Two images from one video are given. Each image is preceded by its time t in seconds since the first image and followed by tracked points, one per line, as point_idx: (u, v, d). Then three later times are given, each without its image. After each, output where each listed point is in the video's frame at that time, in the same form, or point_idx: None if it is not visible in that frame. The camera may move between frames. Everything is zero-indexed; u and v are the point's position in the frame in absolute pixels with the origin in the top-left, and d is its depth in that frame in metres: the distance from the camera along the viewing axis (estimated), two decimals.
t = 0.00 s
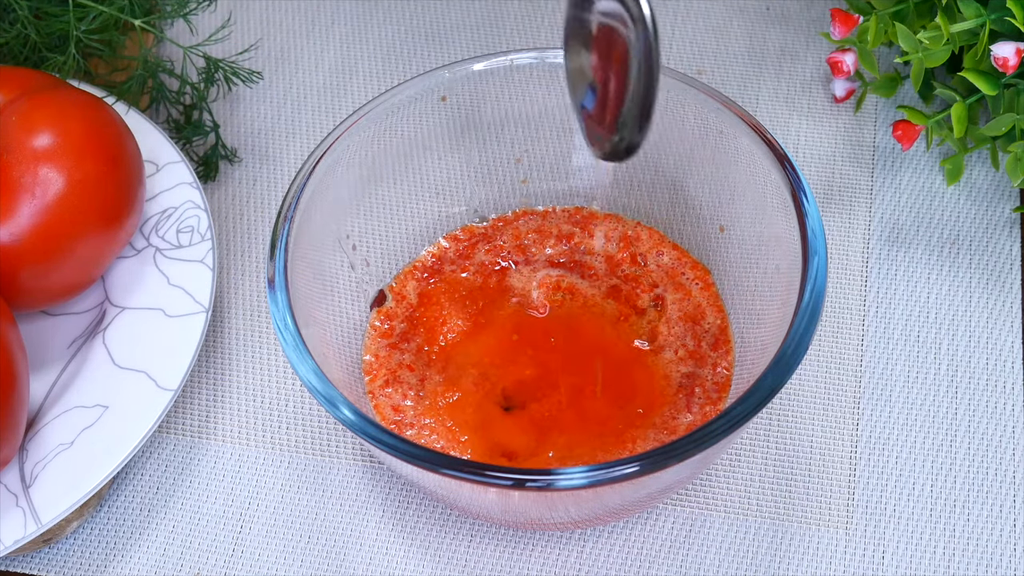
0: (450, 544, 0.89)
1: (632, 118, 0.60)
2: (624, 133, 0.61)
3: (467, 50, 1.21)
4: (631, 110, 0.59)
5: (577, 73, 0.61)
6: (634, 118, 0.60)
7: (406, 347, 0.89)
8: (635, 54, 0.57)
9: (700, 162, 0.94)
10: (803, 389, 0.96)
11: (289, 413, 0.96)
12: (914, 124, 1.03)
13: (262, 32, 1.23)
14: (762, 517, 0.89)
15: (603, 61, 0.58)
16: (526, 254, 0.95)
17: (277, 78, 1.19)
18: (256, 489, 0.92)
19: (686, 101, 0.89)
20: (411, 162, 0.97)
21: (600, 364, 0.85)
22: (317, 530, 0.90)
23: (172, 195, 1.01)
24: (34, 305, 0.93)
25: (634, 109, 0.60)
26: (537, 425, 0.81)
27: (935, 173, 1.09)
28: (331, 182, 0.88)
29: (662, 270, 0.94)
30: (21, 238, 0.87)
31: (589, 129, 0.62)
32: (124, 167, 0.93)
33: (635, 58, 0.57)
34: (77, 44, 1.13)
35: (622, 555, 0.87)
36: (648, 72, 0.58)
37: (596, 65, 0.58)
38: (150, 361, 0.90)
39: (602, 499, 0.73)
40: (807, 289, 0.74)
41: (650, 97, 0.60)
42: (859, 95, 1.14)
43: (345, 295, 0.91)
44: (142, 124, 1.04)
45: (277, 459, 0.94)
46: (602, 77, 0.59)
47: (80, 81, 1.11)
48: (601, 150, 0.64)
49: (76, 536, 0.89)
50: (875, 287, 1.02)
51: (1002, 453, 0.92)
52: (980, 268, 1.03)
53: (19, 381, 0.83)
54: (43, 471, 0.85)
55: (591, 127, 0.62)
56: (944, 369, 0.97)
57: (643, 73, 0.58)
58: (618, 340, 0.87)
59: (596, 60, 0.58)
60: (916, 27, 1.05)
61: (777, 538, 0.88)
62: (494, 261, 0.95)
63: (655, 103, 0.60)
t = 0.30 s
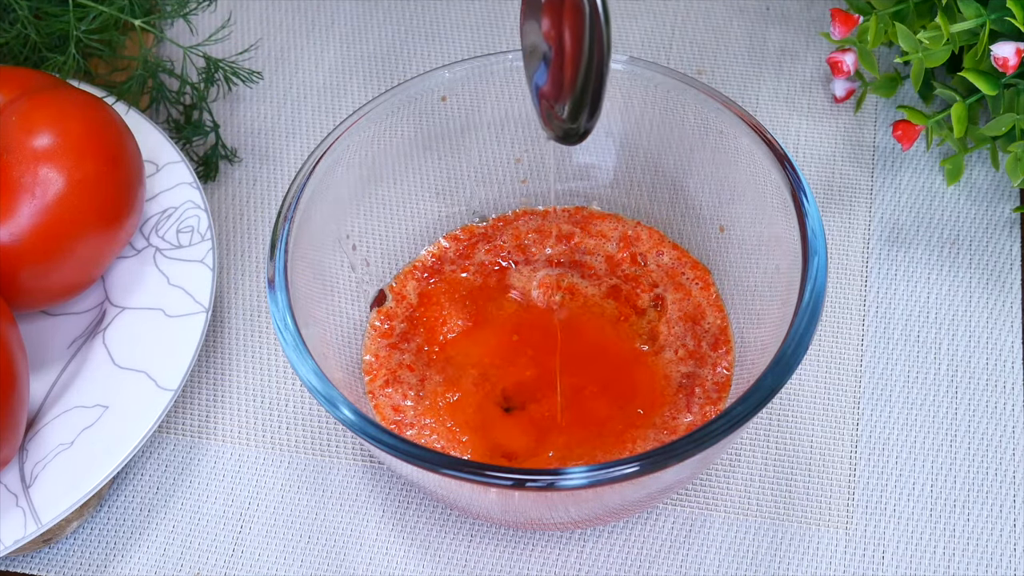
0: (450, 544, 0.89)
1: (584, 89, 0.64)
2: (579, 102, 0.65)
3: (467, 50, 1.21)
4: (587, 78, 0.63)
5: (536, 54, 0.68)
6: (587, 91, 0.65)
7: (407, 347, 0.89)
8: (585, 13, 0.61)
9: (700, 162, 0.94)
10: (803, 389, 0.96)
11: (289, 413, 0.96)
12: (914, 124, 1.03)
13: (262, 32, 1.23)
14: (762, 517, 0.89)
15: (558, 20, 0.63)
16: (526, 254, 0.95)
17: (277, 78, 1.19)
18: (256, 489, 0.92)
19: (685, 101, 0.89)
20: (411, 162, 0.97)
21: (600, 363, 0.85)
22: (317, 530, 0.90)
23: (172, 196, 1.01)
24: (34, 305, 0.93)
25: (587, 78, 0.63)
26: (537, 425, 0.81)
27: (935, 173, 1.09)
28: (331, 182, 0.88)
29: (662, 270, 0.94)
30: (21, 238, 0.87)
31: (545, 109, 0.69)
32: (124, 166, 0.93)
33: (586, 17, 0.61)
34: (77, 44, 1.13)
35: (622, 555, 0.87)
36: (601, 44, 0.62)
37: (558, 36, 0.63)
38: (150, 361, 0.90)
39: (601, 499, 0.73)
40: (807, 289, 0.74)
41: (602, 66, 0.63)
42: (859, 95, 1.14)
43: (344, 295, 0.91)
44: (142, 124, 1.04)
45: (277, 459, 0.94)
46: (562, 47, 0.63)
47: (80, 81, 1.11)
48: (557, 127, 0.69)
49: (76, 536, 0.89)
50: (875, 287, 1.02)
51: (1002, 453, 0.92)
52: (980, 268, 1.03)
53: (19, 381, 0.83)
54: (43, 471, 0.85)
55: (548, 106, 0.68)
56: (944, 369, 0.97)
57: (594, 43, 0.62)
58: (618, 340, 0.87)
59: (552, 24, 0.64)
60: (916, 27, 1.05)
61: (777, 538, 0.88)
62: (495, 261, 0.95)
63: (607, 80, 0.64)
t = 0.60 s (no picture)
0: (450, 544, 0.89)
1: (589, 98, 0.60)
2: (584, 110, 0.60)
3: (467, 50, 1.21)
4: (592, 85, 0.59)
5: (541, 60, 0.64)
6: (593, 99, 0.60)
7: (407, 346, 0.89)
8: (590, 19, 0.57)
9: (700, 162, 0.94)
10: (803, 389, 0.96)
11: (289, 413, 0.96)
12: (914, 124, 1.03)
13: (262, 32, 1.23)
14: (761, 517, 0.89)
15: (563, 27, 0.59)
16: (526, 254, 0.95)
17: (276, 78, 1.19)
18: (256, 489, 0.92)
19: (685, 101, 0.89)
20: (411, 162, 0.97)
21: (600, 363, 0.85)
22: (317, 530, 0.90)
23: (172, 196, 1.01)
24: (34, 305, 0.93)
25: (592, 84, 0.59)
26: (537, 426, 0.81)
27: (935, 173, 1.09)
28: (331, 182, 0.88)
29: (662, 270, 0.94)
30: (21, 238, 0.87)
31: (550, 115, 0.64)
32: (124, 166, 0.93)
33: (591, 24, 0.57)
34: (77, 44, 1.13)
35: (622, 555, 0.87)
36: (606, 50, 0.58)
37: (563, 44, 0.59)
38: (150, 361, 0.90)
39: (602, 499, 0.73)
40: (807, 289, 0.74)
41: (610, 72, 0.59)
42: (859, 95, 1.14)
43: (344, 294, 0.91)
44: (142, 124, 1.04)
45: (277, 459, 0.94)
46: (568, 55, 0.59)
47: (80, 81, 1.11)
48: (560, 136, 0.64)
49: (76, 536, 0.89)
50: (875, 287, 1.02)
51: (1002, 453, 0.92)
52: (980, 268, 1.03)
53: (19, 381, 0.83)
54: (43, 471, 0.85)
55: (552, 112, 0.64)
56: (944, 369, 0.97)
57: (600, 49, 0.58)
58: (618, 340, 0.87)
59: (557, 29, 0.60)
60: (916, 27, 1.05)
61: (777, 538, 0.88)
62: (495, 261, 0.95)
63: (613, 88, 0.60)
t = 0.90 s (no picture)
0: (450, 544, 0.89)
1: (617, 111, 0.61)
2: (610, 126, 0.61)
3: (467, 50, 1.21)
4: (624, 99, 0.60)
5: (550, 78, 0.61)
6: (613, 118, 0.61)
7: (407, 347, 0.89)
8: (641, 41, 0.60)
9: (700, 162, 0.94)
10: (803, 389, 0.96)
11: (289, 413, 0.96)
12: (914, 124, 1.03)
13: (262, 31, 1.23)
14: (761, 517, 0.89)
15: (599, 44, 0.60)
16: (526, 254, 0.95)
17: (276, 78, 1.19)
18: (256, 489, 0.92)
19: (685, 101, 0.89)
20: (411, 162, 0.97)
21: (600, 363, 0.85)
22: (317, 530, 0.90)
23: (172, 196, 1.01)
24: (34, 305, 0.93)
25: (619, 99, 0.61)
26: (537, 426, 0.81)
27: (935, 173, 1.09)
28: (331, 182, 0.88)
29: (662, 270, 0.94)
30: (21, 238, 0.87)
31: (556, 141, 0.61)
32: (124, 166, 0.93)
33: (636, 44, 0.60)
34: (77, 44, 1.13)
35: (622, 555, 0.87)
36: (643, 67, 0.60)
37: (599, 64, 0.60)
38: (150, 361, 0.90)
39: (602, 499, 0.73)
40: (807, 289, 0.74)
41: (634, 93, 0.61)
42: (859, 95, 1.14)
43: (345, 294, 0.91)
44: (142, 124, 1.04)
45: (277, 459, 0.94)
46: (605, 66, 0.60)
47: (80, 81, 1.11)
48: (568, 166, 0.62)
49: (76, 536, 0.89)
50: (875, 287, 1.02)
51: (1002, 453, 0.92)
52: (980, 268, 1.03)
53: (19, 381, 0.83)
54: (43, 471, 0.85)
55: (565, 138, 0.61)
56: (944, 370, 0.97)
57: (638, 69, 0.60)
58: (618, 340, 0.87)
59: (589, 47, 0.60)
60: (916, 27, 1.05)
61: (776, 538, 0.88)
62: (495, 261, 0.95)
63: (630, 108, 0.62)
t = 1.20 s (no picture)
0: (450, 544, 0.89)
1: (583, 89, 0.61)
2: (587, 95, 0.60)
3: (467, 50, 1.21)
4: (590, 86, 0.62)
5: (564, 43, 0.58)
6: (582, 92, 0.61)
7: (407, 346, 0.89)
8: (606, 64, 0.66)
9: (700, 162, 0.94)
10: (803, 389, 0.96)
11: (289, 413, 0.96)
12: (914, 124, 1.03)
13: (262, 32, 1.23)
14: (761, 517, 0.89)
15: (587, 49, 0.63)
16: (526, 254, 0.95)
17: (276, 79, 1.19)
18: (256, 489, 0.92)
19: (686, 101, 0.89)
20: (411, 162, 0.97)
21: (600, 363, 0.85)
22: (317, 530, 0.90)
23: (172, 196, 1.01)
24: (34, 305, 0.93)
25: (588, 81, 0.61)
26: (537, 426, 0.81)
27: (935, 173, 1.09)
28: (331, 182, 0.88)
29: (662, 270, 0.94)
30: (21, 238, 0.87)
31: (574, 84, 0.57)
32: (124, 167, 0.93)
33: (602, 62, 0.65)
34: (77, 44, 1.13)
35: (622, 555, 0.87)
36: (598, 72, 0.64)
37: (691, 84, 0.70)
38: (150, 361, 0.90)
39: (602, 499, 0.73)
40: (807, 289, 0.74)
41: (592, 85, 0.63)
42: (859, 95, 1.14)
43: (345, 294, 0.91)
44: (142, 124, 1.04)
45: (276, 459, 0.94)
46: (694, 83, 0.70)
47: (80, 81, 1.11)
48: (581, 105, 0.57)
49: (76, 536, 0.89)
50: (875, 287, 1.02)
51: (1002, 453, 0.92)
52: (980, 268, 1.03)
53: (19, 381, 0.83)
54: (43, 471, 0.85)
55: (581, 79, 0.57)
56: (944, 370, 0.97)
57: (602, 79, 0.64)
58: (618, 340, 0.87)
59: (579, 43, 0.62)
60: (916, 27, 1.05)
61: (777, 538, 0.88)
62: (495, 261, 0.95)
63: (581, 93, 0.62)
